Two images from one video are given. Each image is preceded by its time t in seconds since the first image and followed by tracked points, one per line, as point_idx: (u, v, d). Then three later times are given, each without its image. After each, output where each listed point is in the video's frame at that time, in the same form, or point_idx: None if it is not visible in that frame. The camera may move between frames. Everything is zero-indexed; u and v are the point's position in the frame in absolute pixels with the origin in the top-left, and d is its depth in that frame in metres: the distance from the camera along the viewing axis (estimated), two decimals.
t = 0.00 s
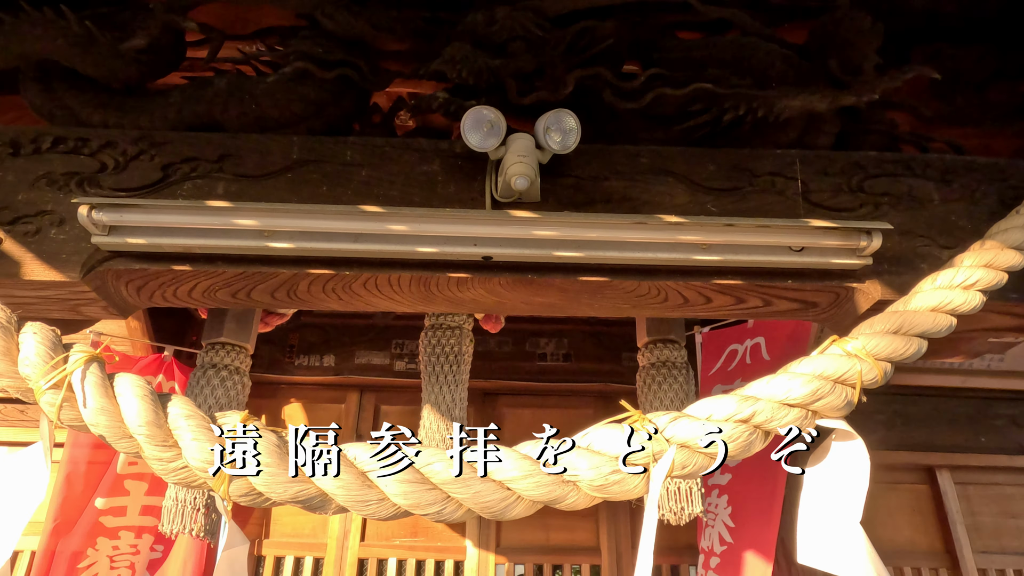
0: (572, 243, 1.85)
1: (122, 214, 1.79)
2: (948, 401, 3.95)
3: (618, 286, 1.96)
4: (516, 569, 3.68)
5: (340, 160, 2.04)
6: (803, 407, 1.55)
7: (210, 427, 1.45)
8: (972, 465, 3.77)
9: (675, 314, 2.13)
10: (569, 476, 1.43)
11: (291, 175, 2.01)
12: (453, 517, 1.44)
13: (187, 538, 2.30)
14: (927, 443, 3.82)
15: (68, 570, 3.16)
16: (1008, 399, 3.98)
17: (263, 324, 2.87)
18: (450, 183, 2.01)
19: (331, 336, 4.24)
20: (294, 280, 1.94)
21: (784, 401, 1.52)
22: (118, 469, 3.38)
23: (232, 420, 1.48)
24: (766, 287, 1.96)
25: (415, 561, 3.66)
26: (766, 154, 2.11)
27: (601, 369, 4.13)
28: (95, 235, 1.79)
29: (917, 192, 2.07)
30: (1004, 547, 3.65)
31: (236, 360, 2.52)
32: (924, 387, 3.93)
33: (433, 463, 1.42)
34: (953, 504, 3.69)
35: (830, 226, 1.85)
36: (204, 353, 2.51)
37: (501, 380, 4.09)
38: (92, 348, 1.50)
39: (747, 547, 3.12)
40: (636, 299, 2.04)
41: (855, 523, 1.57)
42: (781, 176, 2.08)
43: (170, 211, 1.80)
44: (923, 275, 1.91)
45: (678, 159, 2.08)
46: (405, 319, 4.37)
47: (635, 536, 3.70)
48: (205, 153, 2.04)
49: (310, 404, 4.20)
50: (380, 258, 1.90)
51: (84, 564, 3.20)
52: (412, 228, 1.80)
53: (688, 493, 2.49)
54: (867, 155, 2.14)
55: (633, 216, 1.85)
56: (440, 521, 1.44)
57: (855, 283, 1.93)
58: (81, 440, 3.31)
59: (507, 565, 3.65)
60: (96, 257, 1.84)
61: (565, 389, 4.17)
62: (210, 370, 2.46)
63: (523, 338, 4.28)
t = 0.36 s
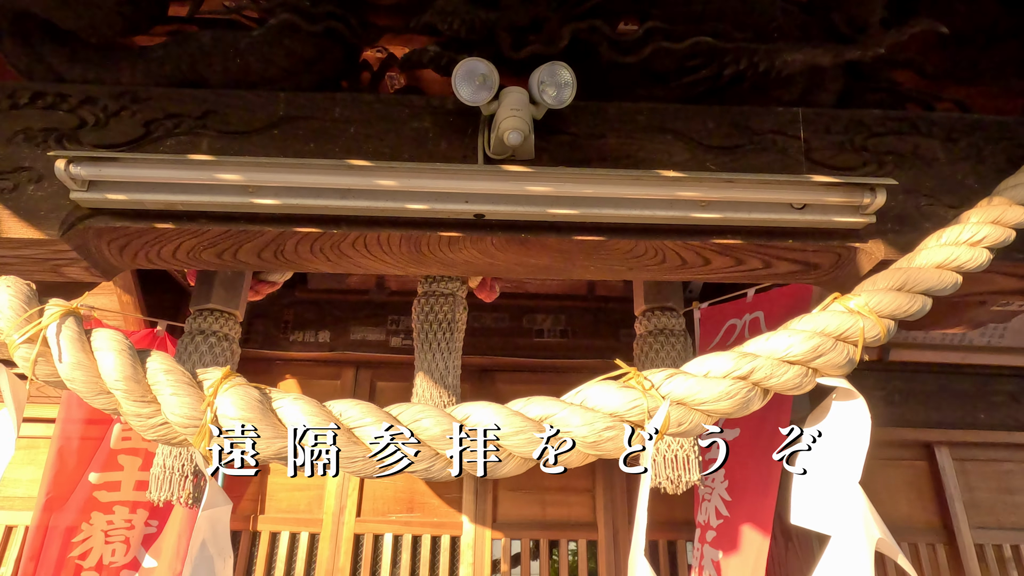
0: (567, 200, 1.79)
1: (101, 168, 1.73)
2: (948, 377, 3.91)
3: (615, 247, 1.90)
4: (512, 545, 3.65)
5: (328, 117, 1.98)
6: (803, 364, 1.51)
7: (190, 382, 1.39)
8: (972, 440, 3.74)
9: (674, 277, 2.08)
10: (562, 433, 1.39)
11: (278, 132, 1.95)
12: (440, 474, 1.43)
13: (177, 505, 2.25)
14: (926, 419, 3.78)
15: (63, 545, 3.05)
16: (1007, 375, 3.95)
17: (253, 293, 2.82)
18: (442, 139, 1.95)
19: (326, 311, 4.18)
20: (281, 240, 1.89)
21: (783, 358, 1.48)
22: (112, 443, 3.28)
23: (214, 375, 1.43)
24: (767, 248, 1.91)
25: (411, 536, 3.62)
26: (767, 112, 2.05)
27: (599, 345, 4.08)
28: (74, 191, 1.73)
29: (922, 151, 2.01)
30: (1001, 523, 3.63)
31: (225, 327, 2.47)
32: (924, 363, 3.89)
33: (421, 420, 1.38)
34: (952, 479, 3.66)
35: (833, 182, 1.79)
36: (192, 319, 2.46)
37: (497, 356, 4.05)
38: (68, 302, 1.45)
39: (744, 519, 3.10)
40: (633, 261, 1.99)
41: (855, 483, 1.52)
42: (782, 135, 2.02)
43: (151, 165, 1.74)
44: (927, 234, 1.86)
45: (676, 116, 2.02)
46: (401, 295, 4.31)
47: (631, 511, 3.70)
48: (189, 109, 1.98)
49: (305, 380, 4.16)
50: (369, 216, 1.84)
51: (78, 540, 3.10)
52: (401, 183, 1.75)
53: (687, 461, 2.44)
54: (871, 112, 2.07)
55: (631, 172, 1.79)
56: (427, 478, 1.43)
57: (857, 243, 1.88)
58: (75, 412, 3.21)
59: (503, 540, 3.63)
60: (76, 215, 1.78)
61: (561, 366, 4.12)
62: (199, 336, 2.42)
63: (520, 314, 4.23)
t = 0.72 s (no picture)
0: (567, 159, 1.73)
1: (82, 123, 1.66)
2: (950, 353, 3.87)
3: (616, 209, 1.84)
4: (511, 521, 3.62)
5: (319, 73, 1.90)
6: (811, 325, 1.46)
7: (174, 341, 1.34)
8: (972, 417, 3.70)
9: (677, 242, 2.02)
10: (561, 394, 1.34)
11: (268, 89, 1.88)
12: (436, 437, 1.36)
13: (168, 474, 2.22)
14: (927, 395, 3.75)
15: (58, 520, 2.97)
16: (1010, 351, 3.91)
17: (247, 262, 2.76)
18: (437, 97, 1.88)
19: (322, 286, 4.13)
20: (272, 200, 1.82)
21: (791, 318, 1.43)
22: (107, 417, 3.17)
23: (200, 335, 1.37)
24: (773, 210, 1.85)
25: (409, 511, 3.60)
26: (774, 71, 1.98)
27: (599, 320, 4.03)
28: (55, 147, 1.66)
29: (935, 111, 1.94)
30: (999, 499, 3.61)
31: (217, 295, 2.41)
32: (926, 339, 3.85)
33: (415, 380, 1.34)
34: (951, 456, 3.63)
35: (843, 140, 1.73)
36: (183, 287, 2.40)
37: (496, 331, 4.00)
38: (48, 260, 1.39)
39: (742, 494, 3.07)
40: (635, 225, 1.93)
41: (858, 448, 1.48)
42: (790, 94, 1.95)
43: (135, 121, 1.67)
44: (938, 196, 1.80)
45: (681, 74, 1.95)
46: (399, 271, 4.25)
47: (629, 488, 3.68)
48: (175, 65, 1.91)
49: (302, 355, 4.11)
50: (361, 175, 1.78)
51: (75, 515, 3.01)
52: (395, 140, 1.68)
53: (689, 431, 2.41)
54: (882, 71, 2.00)
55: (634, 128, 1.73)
56: (423, 441, 1.37)
57: (866, 205, 1.82)
58: (67, 386, 3.12)
59: (501, 516, 3.59)
60: (57, 173, 1.72)
61: (561, 342, 4.06)
62: (190, 304, 2.36)
63: (520, 290, 4.17)
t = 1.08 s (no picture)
0: (581, 105, 1.62)
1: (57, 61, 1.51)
2: (957, 330, 3.80)
3: (630, 160, 1.74)
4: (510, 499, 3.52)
5: (314, 13, 1.76)
6: (845, 279, 1.35)
7: (156, 289, 1.23)
8: (979, 395, 3.63)
9: (693, 199, 1.92)
10: (578, 348, 1.24)
11: (259, 31, 1.75)
12: (443, 394, 1.25)
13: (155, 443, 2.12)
14: (933, 372, 3.68)
15: (46, 495, 2.85)
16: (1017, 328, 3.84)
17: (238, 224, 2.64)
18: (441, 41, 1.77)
19: (316, 259, 4.00)
20: (264, 148, 1.71)
21: (824, 271, 1.33)
22: (95, 391, 3.05)
23: (184, 285, 1.26)
24: (796, 163, 1.75)
25: (405, 487, 3.51)
26: (801, 16, 1.85)
27: (600, 295, 3.93)
28: (29, 87, 1.53)
29: (969, 61, 1.82)
30: (1007, 478, 3.55)
31: (207, 256, 2.30)
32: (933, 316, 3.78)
33: (420, 333, 1.23)
34: (955, 435, 3.54)
35: (877, 86, 1.61)
36: (171, 248, 2.29)
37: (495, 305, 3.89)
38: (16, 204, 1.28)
39: (746, 468, 2.99)
40: (648, 179, 1.83)
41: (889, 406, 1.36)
42: (817, 42, 1.83)
43: (116, 59, 1.54)
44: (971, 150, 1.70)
45: (701, 19, 1.83)
46: (395, 245, 4.11)
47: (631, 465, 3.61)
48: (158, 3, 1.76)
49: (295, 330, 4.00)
50: (361, 121, 1.66)
51: (63, 491, 2.89)
52: (396, 81, 1.55)
53: (700, 401, 2.32)
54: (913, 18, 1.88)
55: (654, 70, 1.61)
56: (428, 399, 1.25)
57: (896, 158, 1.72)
58: (54, 358, 2.99)
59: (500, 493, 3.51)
60: (32, 117, 1.59)
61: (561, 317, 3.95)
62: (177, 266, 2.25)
63: (519, 264, 4.06)
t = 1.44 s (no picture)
0: None
1: None
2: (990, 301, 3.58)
3: (680, 69, 1.54)
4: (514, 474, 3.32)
5: None
6: (956, 191, 1.14)
7: (128, 187, 1.00)
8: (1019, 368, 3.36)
9: (746, 122, 1.73)
10: (646, 266, 1.02)
11: None
12: (481, 321, 1.02)
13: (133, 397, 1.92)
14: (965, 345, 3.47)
15: (25, 469, 2.54)
16: None
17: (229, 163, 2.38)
18: None
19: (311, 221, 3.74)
20: (263, 52, 1.48)
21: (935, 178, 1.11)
22: (76, 357, 2.72)
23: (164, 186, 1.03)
24: (868, 77, 1.56)
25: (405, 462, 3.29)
26: None
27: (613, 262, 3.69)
28: None
29: None
30: None
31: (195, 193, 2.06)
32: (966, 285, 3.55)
33: (456, 245, 1.00)
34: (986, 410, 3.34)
35: None
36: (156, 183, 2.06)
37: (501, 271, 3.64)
38: None
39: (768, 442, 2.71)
40: (702, 93, 1.63)
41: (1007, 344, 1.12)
42: None
43: None
44: None
45: None
46: (394, 209, 3.78)
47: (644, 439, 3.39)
48: None
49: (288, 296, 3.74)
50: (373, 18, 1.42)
51: (42, 464, 2.58)
52: None
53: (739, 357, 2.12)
54: None
55: None
56: (462, 326, 1.03)
57: (988, 72, 1.49)
58: (30, 322, 2.61)
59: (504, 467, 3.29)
60: None
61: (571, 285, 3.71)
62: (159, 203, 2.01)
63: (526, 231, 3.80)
